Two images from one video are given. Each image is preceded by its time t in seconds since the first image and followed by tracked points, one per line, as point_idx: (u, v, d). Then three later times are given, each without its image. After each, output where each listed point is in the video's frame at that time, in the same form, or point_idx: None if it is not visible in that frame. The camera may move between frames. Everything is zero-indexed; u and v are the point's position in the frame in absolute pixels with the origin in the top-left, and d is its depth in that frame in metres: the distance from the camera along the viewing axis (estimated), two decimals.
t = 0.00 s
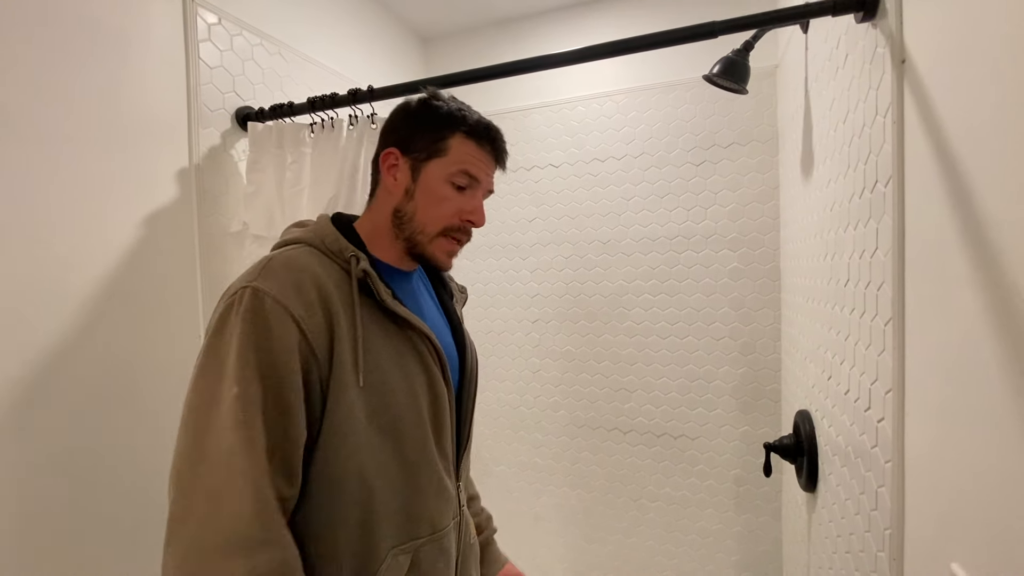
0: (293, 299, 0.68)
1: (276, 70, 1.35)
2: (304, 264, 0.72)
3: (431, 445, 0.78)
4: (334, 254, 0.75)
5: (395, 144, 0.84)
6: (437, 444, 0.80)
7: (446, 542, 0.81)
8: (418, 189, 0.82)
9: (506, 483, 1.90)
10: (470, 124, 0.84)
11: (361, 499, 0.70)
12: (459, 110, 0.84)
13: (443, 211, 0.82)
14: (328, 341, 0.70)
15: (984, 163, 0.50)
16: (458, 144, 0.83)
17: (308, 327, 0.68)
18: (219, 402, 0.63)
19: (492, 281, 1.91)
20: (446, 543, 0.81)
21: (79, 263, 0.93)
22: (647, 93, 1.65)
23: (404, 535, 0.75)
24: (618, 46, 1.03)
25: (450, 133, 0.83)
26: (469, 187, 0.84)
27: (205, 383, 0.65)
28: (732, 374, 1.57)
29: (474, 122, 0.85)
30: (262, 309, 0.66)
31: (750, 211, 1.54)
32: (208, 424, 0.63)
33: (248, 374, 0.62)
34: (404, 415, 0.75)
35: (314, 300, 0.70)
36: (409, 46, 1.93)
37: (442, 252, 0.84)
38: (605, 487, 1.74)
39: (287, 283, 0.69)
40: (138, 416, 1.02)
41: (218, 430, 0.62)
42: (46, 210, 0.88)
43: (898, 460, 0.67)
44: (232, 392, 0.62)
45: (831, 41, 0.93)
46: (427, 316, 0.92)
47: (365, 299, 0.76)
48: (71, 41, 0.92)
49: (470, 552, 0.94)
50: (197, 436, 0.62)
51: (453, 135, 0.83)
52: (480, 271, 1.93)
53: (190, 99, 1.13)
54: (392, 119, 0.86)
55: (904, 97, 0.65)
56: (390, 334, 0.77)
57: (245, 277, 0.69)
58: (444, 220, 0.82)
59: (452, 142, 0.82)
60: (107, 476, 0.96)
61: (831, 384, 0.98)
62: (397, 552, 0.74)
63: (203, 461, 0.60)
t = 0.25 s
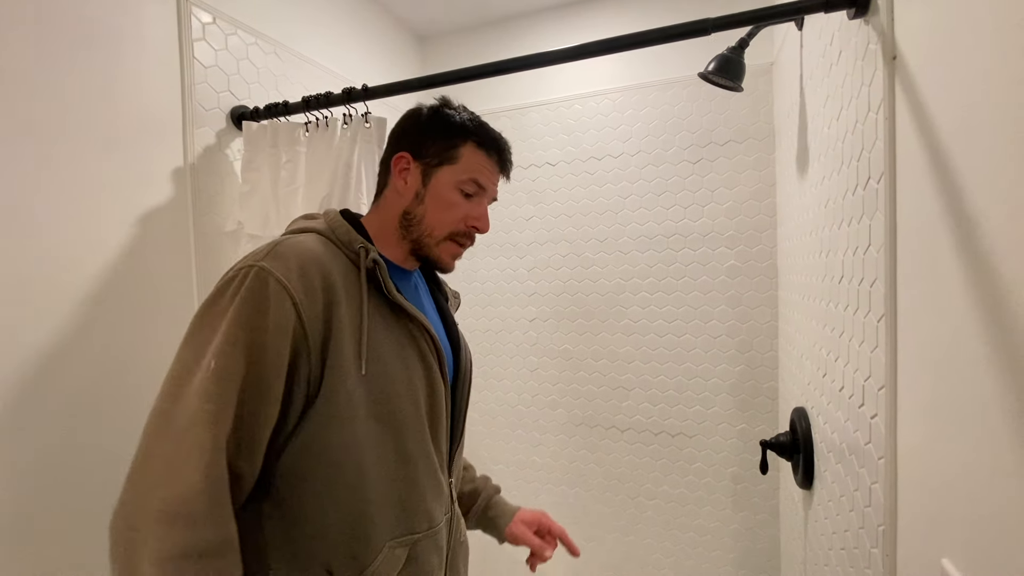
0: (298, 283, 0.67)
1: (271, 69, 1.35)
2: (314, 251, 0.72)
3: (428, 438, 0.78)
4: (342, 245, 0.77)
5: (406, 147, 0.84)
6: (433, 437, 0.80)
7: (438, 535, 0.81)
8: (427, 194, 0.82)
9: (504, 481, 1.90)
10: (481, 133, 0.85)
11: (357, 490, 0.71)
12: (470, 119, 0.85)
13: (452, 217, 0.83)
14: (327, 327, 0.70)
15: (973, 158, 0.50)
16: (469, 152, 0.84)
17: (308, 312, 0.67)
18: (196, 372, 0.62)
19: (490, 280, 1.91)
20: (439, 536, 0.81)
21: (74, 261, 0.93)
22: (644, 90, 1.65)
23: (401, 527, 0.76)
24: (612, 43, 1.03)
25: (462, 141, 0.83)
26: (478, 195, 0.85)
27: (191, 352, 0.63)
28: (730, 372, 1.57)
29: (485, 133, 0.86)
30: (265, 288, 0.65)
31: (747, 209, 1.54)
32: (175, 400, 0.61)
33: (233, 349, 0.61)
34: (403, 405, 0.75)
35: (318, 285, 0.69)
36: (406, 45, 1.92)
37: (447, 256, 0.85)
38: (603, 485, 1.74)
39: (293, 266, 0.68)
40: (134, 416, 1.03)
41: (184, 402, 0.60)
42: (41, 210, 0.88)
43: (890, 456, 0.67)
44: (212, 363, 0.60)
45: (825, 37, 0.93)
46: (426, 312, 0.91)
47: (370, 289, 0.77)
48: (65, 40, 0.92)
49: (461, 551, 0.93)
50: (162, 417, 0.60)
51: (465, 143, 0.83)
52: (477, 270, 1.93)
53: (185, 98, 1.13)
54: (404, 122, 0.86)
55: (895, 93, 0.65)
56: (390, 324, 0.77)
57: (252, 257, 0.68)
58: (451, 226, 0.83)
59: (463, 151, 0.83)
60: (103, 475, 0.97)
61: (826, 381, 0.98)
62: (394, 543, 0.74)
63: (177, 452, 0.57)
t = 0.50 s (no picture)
0: (287, 269, 0.67)
1: (265, 66, 1.34)
2: (308, 240, 0.72)
3: (416, 435, 0.77)
4: (336, 236, 0.76)
5: (407, 145, 0.83)
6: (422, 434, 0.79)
7: (422, 532, 0.78)
8: (427, 192, 0.81)
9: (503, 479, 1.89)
10: (482, 132, 0.84)
11: (339, 483, 0.70)
12: (470, 118, 0.85)
13: (451, 215, 0.82)
14: (315, 316, 0.69)
15: (973, 148, 0.49)
16: (470, 151, 0.83)
17: (296, 298, 0.67)
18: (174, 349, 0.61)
19: (487, 277, 1.90)
20: (422, 533, 0.78)
21: (66, 260, 0.93)
22: (642, 86, 1.63)
23: (383, 523, 0.74)
24: (609, 36, 1.02)
25: (462, 140, 0.83)
26: (477, 194, 0.85)
27: (175, 332, 0.63)
28: (729, 369, 1.56)
29: (485, 131, 0.85)
30: (254, 272, 0.65)
31: (746, 205, 1.53)
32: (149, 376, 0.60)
33: (213, 326, 0.60)
34: (392, 400, 0.74)
35: (308, 273, 0.69)
36: (402, 42, 1.91)
37: (445, 253, 0.84)
38: (602, 483, 1.74)
39: (284, 252, 0.68)
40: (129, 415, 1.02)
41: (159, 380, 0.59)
42: (33, 208, 0.87)
43: (890, 451, 0.67)
44: (190, 339, 0.60)
45: (823, 29, 0.92)
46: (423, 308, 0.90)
47: (363, 281, 0.76)
48: (57, 37, 0.91)
49: (448, 553, 0.92)
50: (136, 399, 0.59)
51: (465, 142, 0.83)
52: (475, 267, 1.92)
53: (178, 95, 1.12)
54: (404, 119, 0.85)
55: (894, 84, 0.65)
56: (382, 317, 0.76)
57: (245, 242, 0.68)
58: (450, 224, 0.83)
59: (464, 149, 0.83)
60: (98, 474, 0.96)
61: (825, 377, 0.97)
62: (374, 539, 0.72)
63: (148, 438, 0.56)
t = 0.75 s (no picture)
0: (276, 268, 0.66)
1: (263, 63, 1.33)
2: (298, 239, 0.71)
3: (409, 436, 0.76)
4: (332, 236, 0.75)
5: (400, 144, 0.83)
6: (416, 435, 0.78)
7: (415, 533, 0.78)
8: (421, 192, 0.80)
9: (503, 479, 1.89)
10: (476, 125, 0.82)
11: (331, 484, 0.69)
12: (464, 111, 0.83)
13: (446, 213, 0.81)
14: (305, 316, 0.68)
15: (977, 140, 0.48)
16: (464, 146, 0.81)
17: (285, 298, 0.66)
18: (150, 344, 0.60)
19: (487, 275, 1.89)
20: (415, 535, 0.78)
21: (63, 259, 0.92)
22: (642, 83, 1.63)
23: (375, 524, 0.73)
24: (609, 32, 1.02)
25: (455, 135, 0.81)
26: (473, 190, 0.83)
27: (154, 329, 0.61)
28: (730, 367, 1.56)
29: (480, 125, 0.83)
30: (241, 270, 0.64)
31: (746, 202, 1.52)
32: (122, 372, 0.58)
33: (193, 322, 0.59)
34: (385, 401, 0.73)
35: (297, 273, 0.68)
36: (401, 39, 1.91)
37: (443, 252, 0.83)
38: (602, 481, 1.73)
39: (274, 252, 0.67)
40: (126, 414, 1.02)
41: (133, 376, 0.57)
42: (28, 206, 0.87)
43: (892, 449, 0.66)
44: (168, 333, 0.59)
45: (824, 24, 0.91)
46: (420, 308, 0.90)
47: (356, 281, 0.75)
48: (52, 34, 0.91)
49: (441, 556, 0.92)
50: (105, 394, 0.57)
51: (458, 138, 0.81)
52: (474, 266, 1.92)
53: (174, 92, 1.11)
54: (397, 117, 0.84)
55: (896, 78, 0.64)
56: (375, 318, 0.75)
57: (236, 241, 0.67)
58: (446, 223, 0.81)
59: (457, 146, 0.81)
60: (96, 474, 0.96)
61: (827, 374, 0.96)
62: (364, 540, 0.72)
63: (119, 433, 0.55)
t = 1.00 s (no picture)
0: (262, 268, 0.66)
1: (262, 61, 1.33)
2: (286, 239, 0.70)
3: (405, 437, 0.75)
4: (326, 234, 0.75)
5: (376, 133, 0.84)
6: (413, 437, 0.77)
7: (414, 534, 0.78)
8: (391, 174, 0.80)
9: (505, 477, 1.89)
10: (438, 98, 0.80)
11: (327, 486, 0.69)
12: (427, 87, 0.81)
13: (413, 191, 0.78)
14: (296, 317, 0.68)
15: (982, 132, 0.48)
16: (426, 120, 0.79)
17: (271, 299, 0.65)
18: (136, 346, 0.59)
19: (488, 273, 1.89)
20: (414, 535, 0.78)
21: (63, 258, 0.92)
22: (642, 80, 1.62)
23: (372, 526, 0.73)
24: (611, 26, 1.05)
25: (418, 112, 0.80)
26: (441, 165, 0.80)
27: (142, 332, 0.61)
28: (732, 364, 1.55)
29: (446, 96, 0.81)
30: (226, 271, 0.63)
31: (748, 199, 1.52)
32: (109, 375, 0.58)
33: (177, 323, 0.59)
34: (379, 402, 0.72)
35: (284, 273, 0.67)
36: (401, 37, 1.91)
37: (419, 234, 0.80)
38: (604, 479, 1.73)
39: (261, 252, 0.67)
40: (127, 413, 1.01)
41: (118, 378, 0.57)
42: (27, 205, 0.86)
43: (896, 444, 0.66)
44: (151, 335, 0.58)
45: (826, 17, 0.91)
46: (418, 307, 0.89)
47: (350, 281, 0.74)
48: (52, 34, 0.91)
49: (440, 557, 0.92)
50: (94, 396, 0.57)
51: (422, 113, 0.80)
52: (475, 263, 1.91)
53: (174, 90, 1.11)
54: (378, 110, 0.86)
55: (899, 70, 0.64)
56: (370, 318, 0.75)
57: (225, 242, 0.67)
58: (417, 202, 0.78)
59: (422, 121, 0.79)
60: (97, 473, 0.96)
61: (830, 370, 0.96)
62: (363, 543, 0.72)
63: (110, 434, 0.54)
